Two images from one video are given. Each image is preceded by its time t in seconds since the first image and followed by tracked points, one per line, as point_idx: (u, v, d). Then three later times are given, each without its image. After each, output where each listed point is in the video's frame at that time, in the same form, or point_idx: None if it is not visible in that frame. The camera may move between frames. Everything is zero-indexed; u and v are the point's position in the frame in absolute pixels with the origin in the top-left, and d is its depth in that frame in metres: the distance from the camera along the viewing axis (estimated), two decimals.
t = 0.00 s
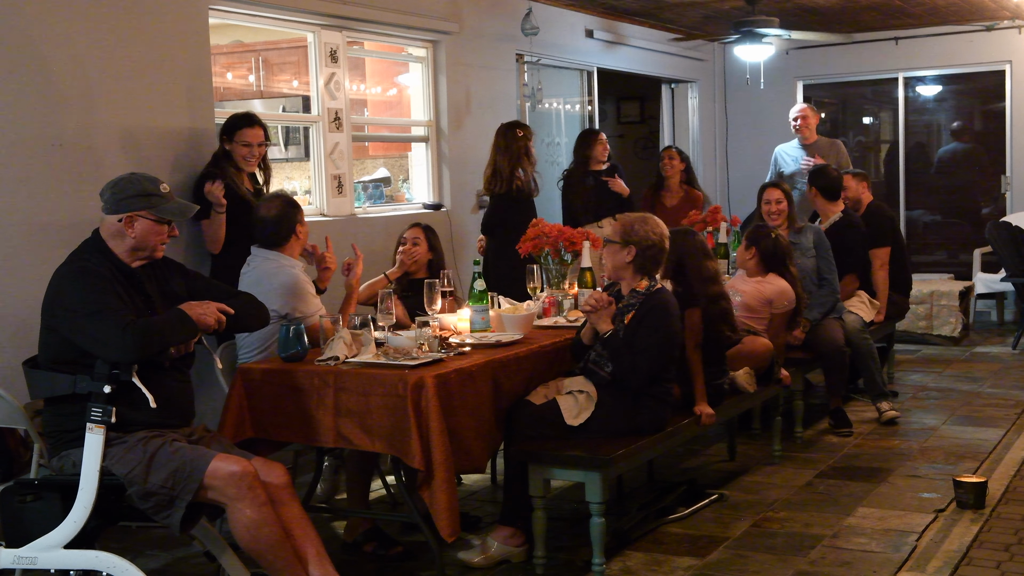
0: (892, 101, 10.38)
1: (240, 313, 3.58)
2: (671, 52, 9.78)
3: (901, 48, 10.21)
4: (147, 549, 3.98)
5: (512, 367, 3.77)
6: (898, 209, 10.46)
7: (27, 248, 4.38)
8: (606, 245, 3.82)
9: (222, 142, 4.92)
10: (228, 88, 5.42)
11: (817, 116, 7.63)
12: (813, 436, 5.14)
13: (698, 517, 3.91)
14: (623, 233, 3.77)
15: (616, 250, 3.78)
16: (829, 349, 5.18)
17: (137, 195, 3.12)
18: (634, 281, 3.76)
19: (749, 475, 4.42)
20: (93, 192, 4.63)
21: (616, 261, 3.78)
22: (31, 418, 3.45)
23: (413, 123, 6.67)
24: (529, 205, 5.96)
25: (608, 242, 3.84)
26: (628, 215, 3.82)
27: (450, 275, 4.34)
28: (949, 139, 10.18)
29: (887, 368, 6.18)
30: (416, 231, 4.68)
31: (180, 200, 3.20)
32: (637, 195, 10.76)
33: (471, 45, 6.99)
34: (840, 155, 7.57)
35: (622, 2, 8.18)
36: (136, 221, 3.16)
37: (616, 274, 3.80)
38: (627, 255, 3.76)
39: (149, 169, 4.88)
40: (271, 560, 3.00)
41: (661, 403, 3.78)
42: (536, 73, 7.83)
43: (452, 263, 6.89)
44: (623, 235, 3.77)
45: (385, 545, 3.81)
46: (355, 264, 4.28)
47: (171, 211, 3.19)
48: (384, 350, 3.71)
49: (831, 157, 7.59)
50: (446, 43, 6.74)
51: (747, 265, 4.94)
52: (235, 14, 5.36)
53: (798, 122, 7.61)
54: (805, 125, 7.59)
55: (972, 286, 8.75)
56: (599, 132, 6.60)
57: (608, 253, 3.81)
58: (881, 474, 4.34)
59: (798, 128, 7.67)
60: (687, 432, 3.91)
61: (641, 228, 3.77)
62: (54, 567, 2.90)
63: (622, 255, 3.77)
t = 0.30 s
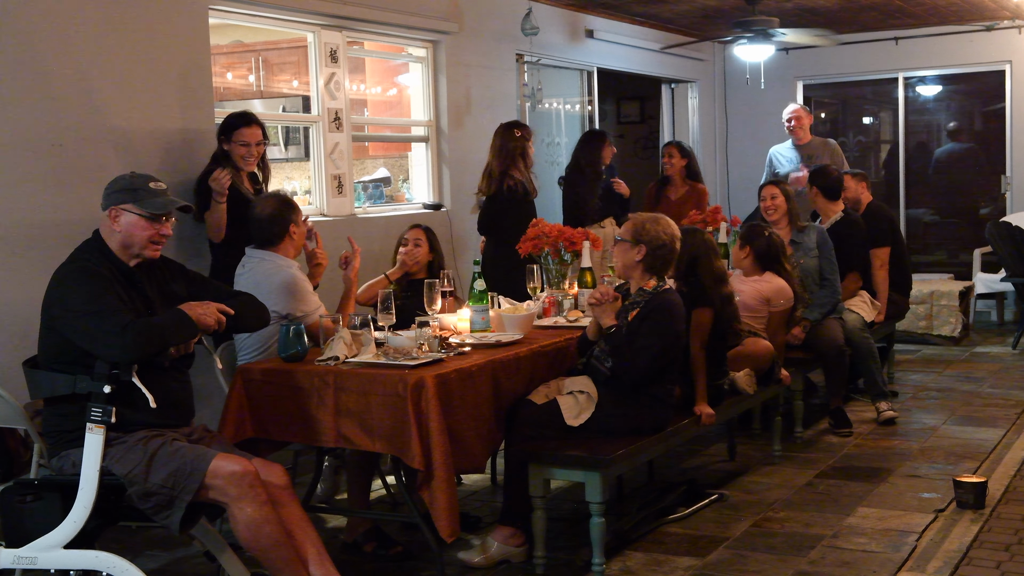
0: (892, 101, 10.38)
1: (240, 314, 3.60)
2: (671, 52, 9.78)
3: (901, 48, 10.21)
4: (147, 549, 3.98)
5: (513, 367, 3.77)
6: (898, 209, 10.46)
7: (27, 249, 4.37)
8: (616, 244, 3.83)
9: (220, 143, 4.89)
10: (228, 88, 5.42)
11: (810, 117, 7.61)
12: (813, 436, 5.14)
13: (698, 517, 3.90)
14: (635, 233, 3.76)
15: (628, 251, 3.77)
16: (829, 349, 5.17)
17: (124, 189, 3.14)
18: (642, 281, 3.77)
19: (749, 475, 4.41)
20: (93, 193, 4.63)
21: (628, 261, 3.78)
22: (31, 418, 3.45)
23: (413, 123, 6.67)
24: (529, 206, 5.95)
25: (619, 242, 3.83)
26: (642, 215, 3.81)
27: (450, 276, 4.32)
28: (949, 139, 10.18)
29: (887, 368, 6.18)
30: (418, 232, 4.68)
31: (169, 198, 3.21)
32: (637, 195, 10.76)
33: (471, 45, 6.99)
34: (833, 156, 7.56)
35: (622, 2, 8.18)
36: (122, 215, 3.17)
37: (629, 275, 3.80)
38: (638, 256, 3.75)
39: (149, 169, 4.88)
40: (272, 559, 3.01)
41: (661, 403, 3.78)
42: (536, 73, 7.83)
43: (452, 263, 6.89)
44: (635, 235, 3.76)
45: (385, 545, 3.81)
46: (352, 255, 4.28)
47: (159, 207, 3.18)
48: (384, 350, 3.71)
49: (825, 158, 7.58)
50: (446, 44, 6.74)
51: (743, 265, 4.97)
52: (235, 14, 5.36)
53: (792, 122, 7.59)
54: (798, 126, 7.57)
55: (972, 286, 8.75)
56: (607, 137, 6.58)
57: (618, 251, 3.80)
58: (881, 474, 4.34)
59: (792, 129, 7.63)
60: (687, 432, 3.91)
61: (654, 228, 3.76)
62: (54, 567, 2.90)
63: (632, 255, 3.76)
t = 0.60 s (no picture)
0: (892, 101, 10.38)
1: (239, 314, 3.61)
2: (671, 52, 9.78)
3: (901, 48, 10.21)
4: (147, 549, 3.97)
5: (514, 367, 3.79)
6: (898, 209, 10.46)
7: (27, 249, 4.38)
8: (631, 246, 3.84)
9: (215, 144, 4.61)
10: (228, 88, 5.43)
11: (807, 119, 7.59)
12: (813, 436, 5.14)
13: (698, 517, 3.90)
14: (650, 235, 3.79)
15: (645, 254, 3.79)
16: (828, 349, 5.17)
17: (115, 186, 3.22)
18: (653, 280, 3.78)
19: (750, 474, 4.41)
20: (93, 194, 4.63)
21: (643, 264, 3.79)
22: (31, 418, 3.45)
23: (413, 123, 6.66)
24: (529, 207, 5.96)
25: (631, 243, 3.85)
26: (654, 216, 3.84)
27: (450, 275, 4.28)
28: (949, 139, 10.18)
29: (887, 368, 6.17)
30: (418, 234, 4.69)
31: (157, 195, 3.25)
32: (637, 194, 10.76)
33: (471, 45, 6.99)
34: (831, 156, 7.55)
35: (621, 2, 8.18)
36: (112, 211, 3.24)
37: (638, 276, 3.83)
38: (653, 258, 3.78)
39: (149, 169, 4.88)
40: (274, 558, 3.01)
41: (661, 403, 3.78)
42: (536, 73, 7.83)
43: (452, 263, 6.90)
44: (651, 237, 3.79)
45: (385, 545, 3.81)
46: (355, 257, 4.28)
47: (146, 203, 3.22)
48: (384, 351, 3.74)
49: (822, 159, 7.57)
50: (446, 44, 6.73)
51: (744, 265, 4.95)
52: (236, 14, 5.36)
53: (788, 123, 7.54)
54: (795, 127, 7.54)
55: (972, 286, 8.75)
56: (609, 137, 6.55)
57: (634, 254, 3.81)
58: (880, 474, 4.33)
59: (789, 129, 7.58)
60: (687, 432, 3.91)
61: (667, 229, 3.80)
62: (54, 567, 2.90)
63: (648, 258, 3.78)
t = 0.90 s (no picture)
0: (892, 101, 10.37)
1: (237, 316, 3.61)
2: (671, 51, 9.78)
3: (901, 48, 10.19)
4: (146, 549, 3.97)
5: (514, 368, 3.80)
6: (898, 209, 10.46)
7: (27, 249, 4.38)
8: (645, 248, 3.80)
9: (219, 140, 4.38)
10: (227, 88, 5.42)
11: (808, 119, 7.59)
12: (813, 436, 5.13)
13: (698, 517, 3.89)
14: (670, 239, 3.77)
15: (659, 256, 3.76)
16: (828, 350, 5.14)
17: (108, 187, 3.25)
18: (665, 279, 3.78)
19: (750, 475, 4.40)
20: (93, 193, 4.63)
21: (661, 265, 3.77)
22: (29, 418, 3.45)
23: (412, 123, 6.65)
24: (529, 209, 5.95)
25: (648, 245, 3.80)
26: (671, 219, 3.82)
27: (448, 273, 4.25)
28: (948, 139, 10.17)
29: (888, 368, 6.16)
30: (408, 232, 4.65)
31: (150, 194, 3.25)
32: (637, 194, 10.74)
33: (470, 44, 6.98)
34: (831, 156, 7.56)
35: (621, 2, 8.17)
36: (106, 211, 3.25)
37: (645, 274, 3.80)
38: (672, 260, 3.77)
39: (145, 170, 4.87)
40: (275, 560, 3.01)
41: (662, 402, 3.77)
42: (535, 73, 7.82)
43: (451, 263, 6.88)
44: (670, 241, 3.78)
45: (384, 546, 3.79)
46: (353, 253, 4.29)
47: (138, 202, 3.23)
48: (383, 351, 3.74)
49: (822, 159, 7.57)
50: (445, 44, 6.73)
51: (752, 261, 4.87)
52: (234, 13, 5.36)
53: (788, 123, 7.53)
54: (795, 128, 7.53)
55: (972, 286, 8.75)
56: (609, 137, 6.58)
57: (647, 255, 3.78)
58: (881, 474, 4.32)
59: (789, 129, 7.56)
60: (687, 432, 3.89)
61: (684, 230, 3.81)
62: (52, 567, 2.90)
63: (665, 261, 3.76)
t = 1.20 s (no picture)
0: (892, 100, 10.34)
1: (230, 317, 3.58)
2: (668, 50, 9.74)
3: (901, 47, 10.16)
4: (138, 553, 3.92)
5: (510, 370, 3.77)
6: (898, 210, 10.42)
7: (18, 249, 4.35)
8: (648, 251, 3.75)
9: (229, 147, 4.21)
10: (220, 87, 5.38)
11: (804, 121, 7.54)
12: (812, 439, 5.08)
13: (697, 521, 3.85)
14: (681, 243, 3.75)
15: (668, 257, 3.72)
16: (827, 352, 5.08)
17: (98, 186, 3.22)
18: (667, 283, 3.76)
19: (748, 478, 4.36)
20: (85, 193, 4.60)
21: (670, 271, 3.73)
22: (20, 421, 3.41)
23: (407, 123, 6.61)
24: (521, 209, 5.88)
25: (651, 248, 3.75)
26: (678, 223, 3.79)
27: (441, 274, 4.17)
28: (949, 139, 10.14)
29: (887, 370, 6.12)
30: (391, 232, 4.53)
31: (141, 193, 3.23)
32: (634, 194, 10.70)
33: (466, 43, 6.94)
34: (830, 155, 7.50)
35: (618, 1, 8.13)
36: (97, 211, 3.23)
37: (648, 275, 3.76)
38: (678, 262, 3.75)
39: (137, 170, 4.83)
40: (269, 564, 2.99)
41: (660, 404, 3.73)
42: (532, 72, 7.77)
43: (446, 264, 6.84)
44: (680, 244, 3.75)
45: (379, 550, 3.75)
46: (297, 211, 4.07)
47: (128, 201, 3.20)
48: (378, 353, 3.71)
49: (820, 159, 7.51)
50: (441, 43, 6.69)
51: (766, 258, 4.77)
52: (227, 12, 5.32)
53: (783, 123, 7.52)
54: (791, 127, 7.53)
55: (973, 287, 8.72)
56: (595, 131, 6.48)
57: (654, 258, 3.72)
58: (880, 478, 4.28)
59: (785, 130, 7.54)
60: (685, 435, 3.85)
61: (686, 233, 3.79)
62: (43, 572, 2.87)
63: (674, 263, 3.73)
